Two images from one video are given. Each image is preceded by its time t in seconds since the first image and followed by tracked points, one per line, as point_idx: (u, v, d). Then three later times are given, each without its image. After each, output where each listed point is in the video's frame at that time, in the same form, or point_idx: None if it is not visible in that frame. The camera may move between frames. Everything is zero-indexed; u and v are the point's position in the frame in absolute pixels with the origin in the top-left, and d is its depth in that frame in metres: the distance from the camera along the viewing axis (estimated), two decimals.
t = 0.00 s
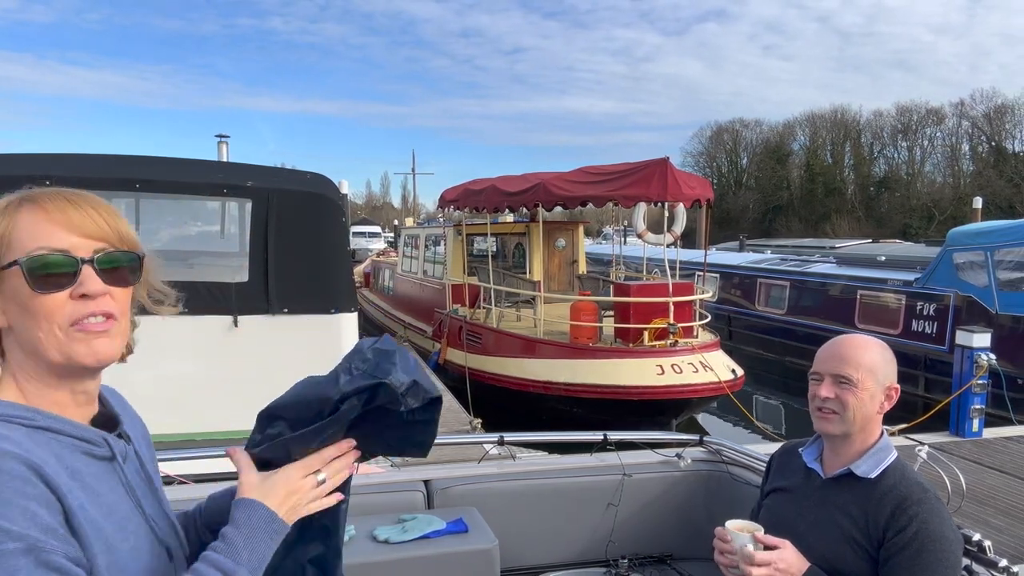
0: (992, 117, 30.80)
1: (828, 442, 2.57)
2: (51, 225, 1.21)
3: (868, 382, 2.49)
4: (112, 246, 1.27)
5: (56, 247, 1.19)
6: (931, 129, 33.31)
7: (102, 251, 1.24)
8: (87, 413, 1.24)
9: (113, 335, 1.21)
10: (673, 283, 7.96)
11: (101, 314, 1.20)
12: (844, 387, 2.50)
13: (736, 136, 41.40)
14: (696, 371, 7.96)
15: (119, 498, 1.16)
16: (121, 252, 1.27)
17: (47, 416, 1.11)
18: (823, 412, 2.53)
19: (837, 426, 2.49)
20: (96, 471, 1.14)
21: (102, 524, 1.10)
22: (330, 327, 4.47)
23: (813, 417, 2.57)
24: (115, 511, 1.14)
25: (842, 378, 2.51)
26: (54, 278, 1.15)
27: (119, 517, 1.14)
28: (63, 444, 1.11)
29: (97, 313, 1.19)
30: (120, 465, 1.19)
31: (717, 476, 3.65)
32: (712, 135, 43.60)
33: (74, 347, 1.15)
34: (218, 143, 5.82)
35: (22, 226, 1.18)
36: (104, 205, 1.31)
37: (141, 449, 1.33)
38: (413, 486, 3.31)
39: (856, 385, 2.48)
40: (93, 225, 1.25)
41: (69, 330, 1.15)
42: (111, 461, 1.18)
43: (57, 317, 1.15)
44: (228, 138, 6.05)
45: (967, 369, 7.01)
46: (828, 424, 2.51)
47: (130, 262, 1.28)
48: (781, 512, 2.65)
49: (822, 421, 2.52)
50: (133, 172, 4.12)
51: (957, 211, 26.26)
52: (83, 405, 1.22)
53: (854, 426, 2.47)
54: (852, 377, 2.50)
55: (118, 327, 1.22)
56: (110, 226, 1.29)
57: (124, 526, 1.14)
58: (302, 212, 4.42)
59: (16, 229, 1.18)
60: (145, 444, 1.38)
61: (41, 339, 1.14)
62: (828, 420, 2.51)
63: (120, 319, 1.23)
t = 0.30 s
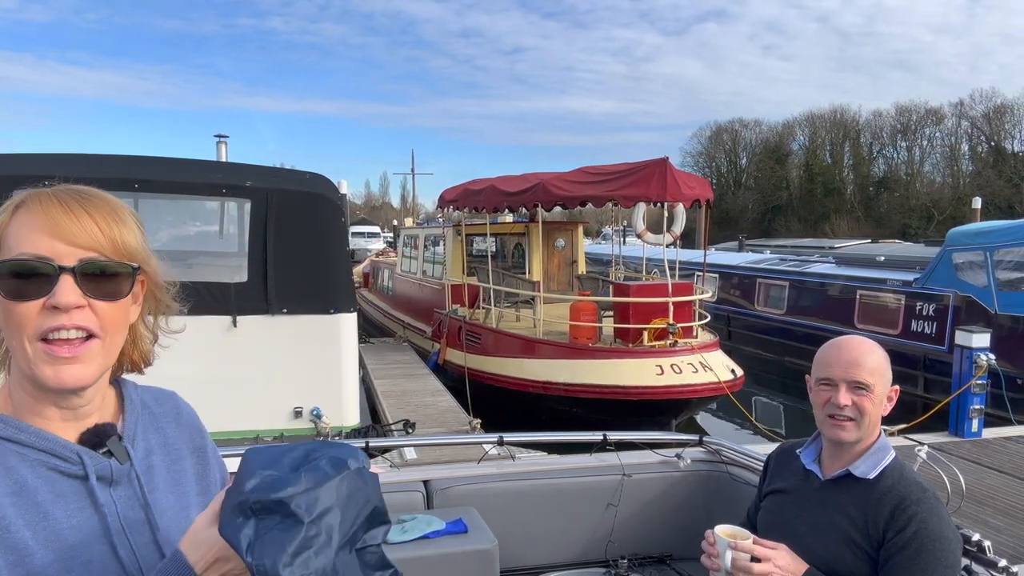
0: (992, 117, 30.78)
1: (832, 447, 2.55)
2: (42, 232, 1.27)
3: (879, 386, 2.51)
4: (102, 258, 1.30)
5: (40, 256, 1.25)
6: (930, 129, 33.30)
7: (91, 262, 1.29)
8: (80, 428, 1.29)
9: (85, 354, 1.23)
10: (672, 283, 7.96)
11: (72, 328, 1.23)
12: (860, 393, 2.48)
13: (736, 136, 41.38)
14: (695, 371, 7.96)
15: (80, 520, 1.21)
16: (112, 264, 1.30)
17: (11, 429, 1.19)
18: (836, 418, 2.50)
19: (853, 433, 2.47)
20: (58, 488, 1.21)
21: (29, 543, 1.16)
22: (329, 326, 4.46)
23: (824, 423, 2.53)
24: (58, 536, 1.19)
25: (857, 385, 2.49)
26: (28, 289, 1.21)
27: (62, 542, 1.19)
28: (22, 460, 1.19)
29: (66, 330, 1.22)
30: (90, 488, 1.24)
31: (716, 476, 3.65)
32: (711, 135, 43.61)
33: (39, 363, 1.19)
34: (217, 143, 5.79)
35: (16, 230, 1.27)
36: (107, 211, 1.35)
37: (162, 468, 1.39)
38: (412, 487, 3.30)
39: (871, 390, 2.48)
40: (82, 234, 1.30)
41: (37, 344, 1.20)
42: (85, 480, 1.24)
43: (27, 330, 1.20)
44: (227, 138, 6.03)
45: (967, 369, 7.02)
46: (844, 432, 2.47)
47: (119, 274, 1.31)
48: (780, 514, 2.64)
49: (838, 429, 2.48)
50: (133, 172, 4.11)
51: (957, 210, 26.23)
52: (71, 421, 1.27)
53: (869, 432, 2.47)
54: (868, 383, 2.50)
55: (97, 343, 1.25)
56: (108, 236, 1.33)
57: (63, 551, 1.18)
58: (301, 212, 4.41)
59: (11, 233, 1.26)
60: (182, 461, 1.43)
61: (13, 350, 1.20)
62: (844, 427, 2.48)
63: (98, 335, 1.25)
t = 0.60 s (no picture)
0: (991, 117, 30.82)
1: (823, 448, 2.56)
2: (122, 238, 1.21)
3: (868, 386, 2.54)
4: (184, 268, 1.23)
5: (124, 265, 1.19)
6: (930, 129, 33.32)
7: (173, 272, 1.22)
8: (162, 432, 1.25)
9: (166, 362, 1.17)
10: (672, 283, 7.97)
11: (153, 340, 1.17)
12: (848, 393, 2.53)
13: (735, 136, 41.40)
14: (695, 371, 7.96)
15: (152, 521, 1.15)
16: (192, 272, 1.23)
17: (98, 428, 1.17)
18: (826, 418, 2.52)
19: (844, 433, 2.49)
20: (136, 488, 1.16)
21: (103, 537, 1.10)
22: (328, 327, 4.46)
23: (815, 424, 2.54)
24: (131, 532, 1.13)
25: (846, 384, 2.54)
26: (114, 297, 1.16)
27: (133, 538, 1.13)
28: (107, 459, 1.15)
29: (146, 337, 1.16)
30: (165, 492, 1.18)
31: (716, 476, 3.64)
32: (711, 135, 43.63)
33: (122, 373, 1.14)
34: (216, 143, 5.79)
35: (101, 237, 1.22)
36: (189, 216, 1.28)
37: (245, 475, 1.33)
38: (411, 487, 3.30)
39: (860, 389, 2.53)
40: (164, 241, 1.23)
41: (120, 353, 1.15)
42: (161, 482, 1.19)
43: (110, 338, 1.15)
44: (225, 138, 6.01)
45: (966, 369, 7.03)
46: (834, 432, 2.49)
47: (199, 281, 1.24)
48: (773, 515, 2.64)
49: (828, 429, 2.50)
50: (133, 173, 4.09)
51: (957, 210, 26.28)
52: (154, 424, 1.23)
53: (859, 432, 2.49)
54: (856, 383, 2.54)
55: (178, 353, 1.19)
56: (189, 244, 1.26)
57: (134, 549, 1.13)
58: (300, 213, 4.41)
59: (96, 238, 1.22)
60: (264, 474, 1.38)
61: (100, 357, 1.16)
62: (834, 428, 2.50)
63: (178, 345, 1.19)
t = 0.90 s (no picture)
0: (990, 118, 30.85)
1: (819, 449, 2.56)
2: (227, 233, 1.21)
3: (859, 384, 2.56)
4: (286, 261, 1.22)
5: (228, 261, 1.19)
6: (929, 129, 33.33)
7: (275, 266, 1.21)
8: (269, 418, 1.27)
9: (271, 351, 1.17)
10: (671, 283, 7.98)
11: (257, 333, 1.17)
12: (841, 392, 2.54)
13: (734, 136, 41.42)
14: (694, 371, 7.96)
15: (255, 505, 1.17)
16: (292, 266, 1.22)
17: (210, 410, 1.21)
18: (821, 418, 2.53)
19: (839, 433, 2.49)
20: (242, 472, 1.19)
21: (209, 517, 1.12)
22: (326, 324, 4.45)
23: (809, 425, 2.55)
24: (235, 516, 1.15)
25: (838, 383, 2.55)
26: (220, 292, 1.17)
27: (237, 520, 1.15)
28: (216, 441, 1.19)
29: (252, 329, 1.17)
30: (270, 477, 1.20)
31: (716, 476, 3.64)
32: (710, 135, 43.64)
33: (229, 362, 1.16)
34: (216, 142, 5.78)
35: (209, 232, 1.23)
36: (291, 208, 1.26)
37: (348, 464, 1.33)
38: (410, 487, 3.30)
39: (851, 388, 2.54)
40: (266, 236, 1.22)
41: (228, 344, 1.17)
42: (264, 467, 1.21)
43: (218, 331, 1.17)
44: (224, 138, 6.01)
45: (966, 369, 7.03)
46: (830, 432, 2.50)
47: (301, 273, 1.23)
48: (772, 517, 2.64)
49: (824, 429, 2.50)
50: (131, 172, 4.10)
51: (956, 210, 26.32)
52: (259, 409, 1.26)
53: (855, 431, 2.49)
54: (846, 381, 2.56)
55: (281, 344, 1.19)
56: (290, 237, 1.24)
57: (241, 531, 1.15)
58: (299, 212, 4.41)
59: (203, 234, 1.23)
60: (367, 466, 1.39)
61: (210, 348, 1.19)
62: (829, 428, 2.50)
63: (280, 335, 1.19)
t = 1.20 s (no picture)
0: (989, 118, 30.85)
1: (819, 447, 2.56)
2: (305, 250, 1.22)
3: (860, 383, 2.56)
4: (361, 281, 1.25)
5: (306, 280, 1.20)
6: (928, 129, 33.34)
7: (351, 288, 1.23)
8: (316, 414, 1.34)
9: (342, 365, 1.23)
10: (670, 283, 7.97)
11: (331, 350, 1.21)
12: (841, 391, 2.54)
13: (734, 136, 41.44)
14: (694, 371, 7.95)
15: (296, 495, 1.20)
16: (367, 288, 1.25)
17: (258, 402, 1.27)
18: (822, 417, 2.53)
19: (839, 432, 2.49)
20: (287, 462, 1.23)
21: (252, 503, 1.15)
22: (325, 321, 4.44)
23: (810, 424, 2.55)
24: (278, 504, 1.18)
25: (838, 382, 2.55)
26: (295, 311, 1.19)
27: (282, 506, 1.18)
28: (261, 433, 1.24)
29: (328, 348, 1.21)
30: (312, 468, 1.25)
31: (715, 476, 3.64)
32: (710, 135, 43.64)
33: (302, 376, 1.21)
34: (215, 142, 5.78)
35: (285, 245, 1.22)
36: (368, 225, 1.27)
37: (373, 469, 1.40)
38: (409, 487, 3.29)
39: (851, 386, 2.54)
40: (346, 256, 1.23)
41: (303, 359, 1.21)
42: (307, 460, 1.26)
43: (293, 347, 1.20)
44: (224, 138, 6.00)
45: (965, 368, 7.04)
46: (829, 431, 2.49)
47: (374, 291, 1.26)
48: (773, 516, 2.63)
49: (824, 428, 2.50)
50: (130, 172, 4.08)
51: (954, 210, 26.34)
52: (311, 407, 1.33)
53: (855, 430, 2.49)
54: (847, 380, 2.56)
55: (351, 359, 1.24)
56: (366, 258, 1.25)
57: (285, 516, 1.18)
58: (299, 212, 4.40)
59: (280, 247, 1.23)
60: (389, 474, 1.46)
61: (281, 359, 1.22)
62: (829, 426, 2.50)
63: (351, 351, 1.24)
